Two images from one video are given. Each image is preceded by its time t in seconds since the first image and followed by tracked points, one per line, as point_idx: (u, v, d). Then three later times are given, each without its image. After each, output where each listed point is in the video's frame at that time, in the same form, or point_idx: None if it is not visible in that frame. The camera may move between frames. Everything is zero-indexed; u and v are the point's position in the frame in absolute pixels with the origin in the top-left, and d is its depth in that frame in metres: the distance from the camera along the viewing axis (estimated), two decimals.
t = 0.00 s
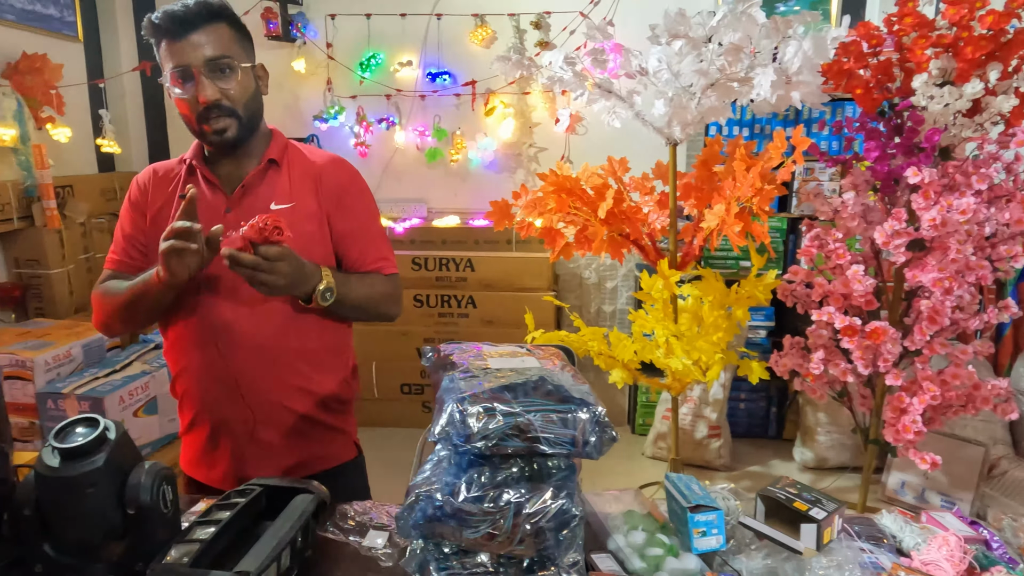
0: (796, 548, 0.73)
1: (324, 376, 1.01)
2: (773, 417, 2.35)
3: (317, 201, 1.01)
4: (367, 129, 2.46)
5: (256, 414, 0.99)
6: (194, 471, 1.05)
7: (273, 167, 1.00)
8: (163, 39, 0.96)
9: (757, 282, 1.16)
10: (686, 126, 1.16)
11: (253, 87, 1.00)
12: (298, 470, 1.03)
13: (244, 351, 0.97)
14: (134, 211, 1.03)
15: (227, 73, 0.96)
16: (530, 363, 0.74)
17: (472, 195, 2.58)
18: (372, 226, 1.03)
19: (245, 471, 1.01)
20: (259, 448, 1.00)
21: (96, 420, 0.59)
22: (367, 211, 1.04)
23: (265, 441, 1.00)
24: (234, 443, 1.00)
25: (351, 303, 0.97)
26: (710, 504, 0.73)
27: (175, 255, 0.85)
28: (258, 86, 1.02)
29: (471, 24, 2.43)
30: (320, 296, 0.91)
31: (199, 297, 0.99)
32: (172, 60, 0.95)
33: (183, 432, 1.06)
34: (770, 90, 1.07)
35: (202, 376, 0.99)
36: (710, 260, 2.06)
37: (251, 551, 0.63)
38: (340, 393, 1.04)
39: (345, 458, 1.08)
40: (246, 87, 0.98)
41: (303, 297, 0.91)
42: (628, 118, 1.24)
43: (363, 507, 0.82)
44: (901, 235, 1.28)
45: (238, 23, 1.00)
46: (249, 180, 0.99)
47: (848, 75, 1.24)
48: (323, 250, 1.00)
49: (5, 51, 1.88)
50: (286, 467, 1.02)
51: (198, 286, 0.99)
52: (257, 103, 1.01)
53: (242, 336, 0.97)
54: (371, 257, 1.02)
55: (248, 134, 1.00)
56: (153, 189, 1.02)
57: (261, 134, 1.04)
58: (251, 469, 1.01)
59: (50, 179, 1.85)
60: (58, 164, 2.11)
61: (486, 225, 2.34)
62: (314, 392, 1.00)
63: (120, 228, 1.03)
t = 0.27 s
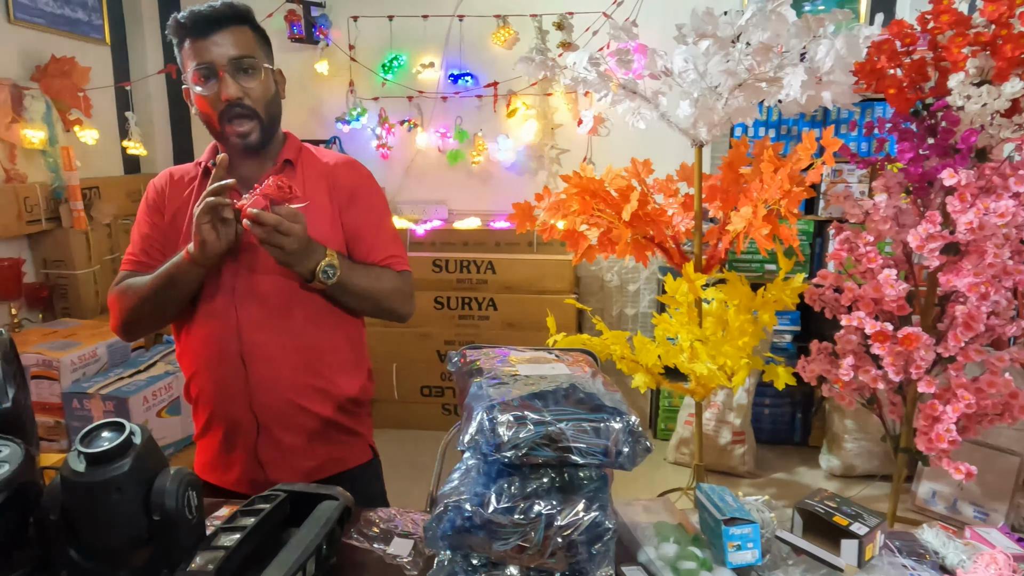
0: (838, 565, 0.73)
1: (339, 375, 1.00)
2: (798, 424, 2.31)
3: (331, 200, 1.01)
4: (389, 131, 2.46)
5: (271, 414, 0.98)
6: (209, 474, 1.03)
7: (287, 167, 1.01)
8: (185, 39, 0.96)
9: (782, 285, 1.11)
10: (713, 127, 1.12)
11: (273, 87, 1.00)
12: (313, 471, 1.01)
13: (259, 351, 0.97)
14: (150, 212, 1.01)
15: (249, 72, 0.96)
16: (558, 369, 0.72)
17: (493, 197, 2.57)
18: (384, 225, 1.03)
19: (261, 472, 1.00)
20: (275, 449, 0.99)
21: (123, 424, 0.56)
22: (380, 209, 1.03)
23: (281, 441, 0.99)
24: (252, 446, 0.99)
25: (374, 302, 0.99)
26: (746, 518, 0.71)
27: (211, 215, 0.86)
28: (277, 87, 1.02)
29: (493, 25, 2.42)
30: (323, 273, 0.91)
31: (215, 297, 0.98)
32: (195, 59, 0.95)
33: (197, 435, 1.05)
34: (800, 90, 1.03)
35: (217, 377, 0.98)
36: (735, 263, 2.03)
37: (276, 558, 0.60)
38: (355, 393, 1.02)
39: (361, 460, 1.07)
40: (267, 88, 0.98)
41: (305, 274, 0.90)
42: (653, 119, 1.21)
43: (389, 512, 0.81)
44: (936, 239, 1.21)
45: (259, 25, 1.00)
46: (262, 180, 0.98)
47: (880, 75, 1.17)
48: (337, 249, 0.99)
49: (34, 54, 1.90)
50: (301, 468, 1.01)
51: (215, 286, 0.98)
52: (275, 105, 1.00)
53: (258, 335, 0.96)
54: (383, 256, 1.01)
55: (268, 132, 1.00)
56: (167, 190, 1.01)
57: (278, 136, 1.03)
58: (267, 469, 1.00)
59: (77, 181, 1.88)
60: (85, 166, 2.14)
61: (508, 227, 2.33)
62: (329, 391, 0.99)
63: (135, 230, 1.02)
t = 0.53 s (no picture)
0: None
1: (361, 377, 1.00)
2: (819, 430, 2.27)
3: (348, 202, 1.00)
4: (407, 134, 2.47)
5: (294, 417, 0.97)
6: (231, 479, 1.02)
7: (303, 169, 1.00)
8: (207, 39, 0.97)
9: (805, 290, 1.09)
10: (733, 130, 1.10)
11: (291, 91, 1.00)
12: (335, 474, 1.00)
13: (282, 354, 0.96)
14: (167, 220, 1.01)
15: (269, 71, 0.96)
16: (580, 377, 0.71)
17: (510, 200, 2.57)
18: (401, 227, 1.03)
19: (284, 477, 0.99)
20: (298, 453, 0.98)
21: (142, 429, 0.54)
22: (398, 213, 1.03)
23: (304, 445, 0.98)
24: (275, 450, 0.98)
25: (388, 306, 0.98)
26: (772, 531, 0.69)
27: (225, 241, 0.84)
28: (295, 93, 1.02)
29: (511, 28, 2.42)
30: (338, 280, 0.91)
31: (237, 300, 0.98)
32: (215, 58, 0.96)
33: (219, 441, 1.04)
34: (824, 92, 1.01)
35: (239, 381, 0.97)
36: (754, 267, 2.01)
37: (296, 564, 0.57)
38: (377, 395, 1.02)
39: (382, 463, 1.06)
40: (286, 89, 0.98)
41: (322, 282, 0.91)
42: (672, 122, 1.18)
43: (407, 519, 0.81)
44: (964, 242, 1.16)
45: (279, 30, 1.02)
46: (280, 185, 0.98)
47: (905, 76, 1.13)
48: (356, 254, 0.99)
49: (57, 59, 1.92)
50: (325, 471, 1.00)
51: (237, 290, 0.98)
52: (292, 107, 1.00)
53: (281, 338, 0.96)
54: (402, 257, 1.01)
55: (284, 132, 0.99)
56: (184, 197, 1.00)
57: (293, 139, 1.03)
58: (290, 474, 0.99)
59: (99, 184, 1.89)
60: (107, 169, 2.16)
61: (525, 230, 2.32)
62: (351, 393, 0.98)
63: (153, 238, 1.01)
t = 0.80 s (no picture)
0: None
1: (382, 383, 0.99)
2: (833, 435, 2.24)
3: (369, 206, 0.99)
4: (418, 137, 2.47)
5: (315, 423, 0.97)
6: (251, 481, 1.02)
7: (325, 173, 0.99)
8: (237, 34, 0.97)
9: (820, 295, 1.07)
10: (747, 132, 1.09)
11: (319, 91, 0.99)
12: (352, 479, 1.00)
13: (304, 358, 0.96)
14: (187, 220, 1.00)
15: (296, 66, 0.96)
16: (594, 384, 0.70)
17: (522, 202, 2.56)
18: (424, 229, 1.01)
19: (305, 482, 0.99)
20: (316, 455, 0.98)
21: (154, 434, 0.53)
22: (422, 210, 1.02)
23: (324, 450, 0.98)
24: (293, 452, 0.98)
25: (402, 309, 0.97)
26: (789, 541, 0.68)
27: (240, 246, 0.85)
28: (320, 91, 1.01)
29: (523, 30, 2.42)
30: (371, 282, 0.90)
31: (258, 304, 0.97)
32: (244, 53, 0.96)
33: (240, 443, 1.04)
34: (839, 94, 1.00)
35: (261, 384, 0.97)
36: (768, 271, 1.99)
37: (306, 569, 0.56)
38: (397, 400, 1.01)
39: (402, 468, 1.05)
40: (313, 88, 0.97)
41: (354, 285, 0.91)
42: (686, 125, 1.17)
43: (416, 525, 0.80)
44: (983, 246, 1.14)
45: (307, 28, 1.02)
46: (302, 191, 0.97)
47: (923, 78, 1.11)
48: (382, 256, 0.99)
49: (73, 63, 1.94)
50: (343, 476, 1.00)
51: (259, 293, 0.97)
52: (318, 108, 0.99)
53: (302, 343, 0.96)
54: (426, 257, 1.00)
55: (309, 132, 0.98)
56: (203, 198, 0.99)
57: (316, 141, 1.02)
58: (311, 479, 0.99)
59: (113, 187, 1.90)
60: (122, 172, 2.18)
61: (536, 233, 2.32)
62: (371, 399, 0.98)
63: (173, 238, 1.01)
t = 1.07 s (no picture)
0: None
1: (409, 390, 0.98)
2: (844, 440, 2.22)
3: (408, 209, 0.99)
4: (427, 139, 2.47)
5: (341, 427, 0.96)
6: (274, 480, 1.02)
7: (364, 176, 1.00)
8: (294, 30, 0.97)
9: (831, 298, 1.06)
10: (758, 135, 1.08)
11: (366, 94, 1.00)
12: (372, 485, 1.00)
13: (332, 362, 0.96)
14: (223, 212, 1.01)
15: (348, 68, 0.96)
16: (604, 389, 0.69)
17: (531, 205, 2.56)
18: (464, 230, 1.00)
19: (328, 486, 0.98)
20: (338, 457, 0.97)
21: (165, 436, 0.53)
22: (462, 208, 1.01)
23: (348, 455, 0.97)
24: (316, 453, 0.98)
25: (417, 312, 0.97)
26: (802, 548, 0.67)
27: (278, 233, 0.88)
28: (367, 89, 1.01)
29: (533, 33, 2.42)
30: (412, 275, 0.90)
31: (289, 306, 0.97)
32: (300, 49, 0.96)
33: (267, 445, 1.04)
34: (852, 97, 0.99)
35: (290, 387, 0.97)
36: (779, 274, 1.98)
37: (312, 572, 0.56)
38: (422, 407, 1.00)
39: (425, 477, 1.04)
40: (362, 92, 0.98)
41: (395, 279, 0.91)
42: (696, 127, 1.17)
43: (424, 529, 0.80)
44: (998, 250, 1.12)
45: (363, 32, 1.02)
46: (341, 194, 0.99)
47: (936, 80, 1.10)
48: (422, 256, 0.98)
49: (86, 66, 1.96)
50: (366, 482, 0.99)
51: (289, 295, 0.97)
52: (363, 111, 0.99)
53: (332, 347, 0.96)
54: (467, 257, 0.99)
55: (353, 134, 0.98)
56: (243, 192, 1.01)
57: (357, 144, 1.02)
58: (335, 483, 0.98)
59: (125, 190, 1.91)
60: (133, 174, 2.20)
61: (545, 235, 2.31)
62: (397, 405, 0.97)
63: (205, 227, 1.02)
